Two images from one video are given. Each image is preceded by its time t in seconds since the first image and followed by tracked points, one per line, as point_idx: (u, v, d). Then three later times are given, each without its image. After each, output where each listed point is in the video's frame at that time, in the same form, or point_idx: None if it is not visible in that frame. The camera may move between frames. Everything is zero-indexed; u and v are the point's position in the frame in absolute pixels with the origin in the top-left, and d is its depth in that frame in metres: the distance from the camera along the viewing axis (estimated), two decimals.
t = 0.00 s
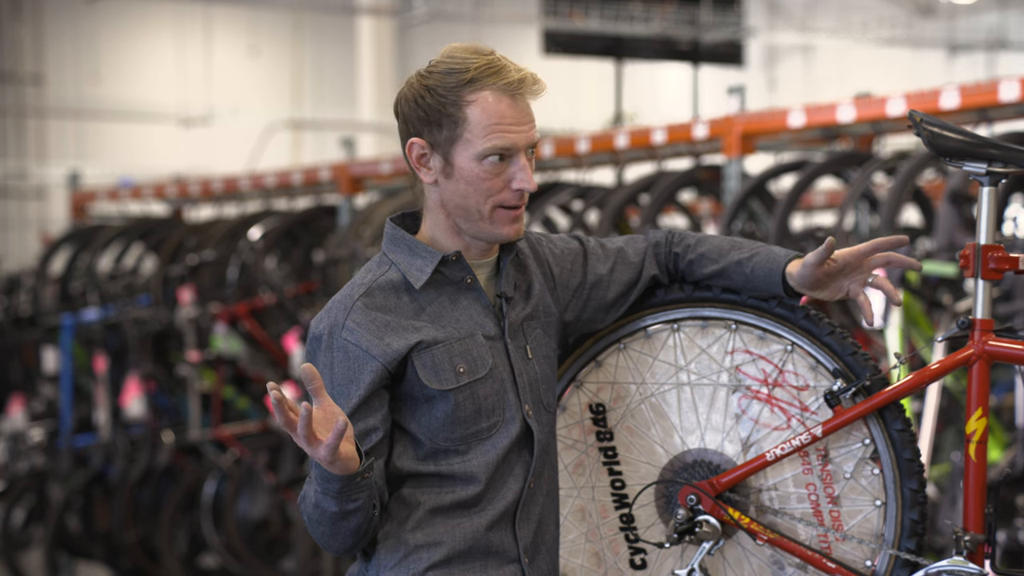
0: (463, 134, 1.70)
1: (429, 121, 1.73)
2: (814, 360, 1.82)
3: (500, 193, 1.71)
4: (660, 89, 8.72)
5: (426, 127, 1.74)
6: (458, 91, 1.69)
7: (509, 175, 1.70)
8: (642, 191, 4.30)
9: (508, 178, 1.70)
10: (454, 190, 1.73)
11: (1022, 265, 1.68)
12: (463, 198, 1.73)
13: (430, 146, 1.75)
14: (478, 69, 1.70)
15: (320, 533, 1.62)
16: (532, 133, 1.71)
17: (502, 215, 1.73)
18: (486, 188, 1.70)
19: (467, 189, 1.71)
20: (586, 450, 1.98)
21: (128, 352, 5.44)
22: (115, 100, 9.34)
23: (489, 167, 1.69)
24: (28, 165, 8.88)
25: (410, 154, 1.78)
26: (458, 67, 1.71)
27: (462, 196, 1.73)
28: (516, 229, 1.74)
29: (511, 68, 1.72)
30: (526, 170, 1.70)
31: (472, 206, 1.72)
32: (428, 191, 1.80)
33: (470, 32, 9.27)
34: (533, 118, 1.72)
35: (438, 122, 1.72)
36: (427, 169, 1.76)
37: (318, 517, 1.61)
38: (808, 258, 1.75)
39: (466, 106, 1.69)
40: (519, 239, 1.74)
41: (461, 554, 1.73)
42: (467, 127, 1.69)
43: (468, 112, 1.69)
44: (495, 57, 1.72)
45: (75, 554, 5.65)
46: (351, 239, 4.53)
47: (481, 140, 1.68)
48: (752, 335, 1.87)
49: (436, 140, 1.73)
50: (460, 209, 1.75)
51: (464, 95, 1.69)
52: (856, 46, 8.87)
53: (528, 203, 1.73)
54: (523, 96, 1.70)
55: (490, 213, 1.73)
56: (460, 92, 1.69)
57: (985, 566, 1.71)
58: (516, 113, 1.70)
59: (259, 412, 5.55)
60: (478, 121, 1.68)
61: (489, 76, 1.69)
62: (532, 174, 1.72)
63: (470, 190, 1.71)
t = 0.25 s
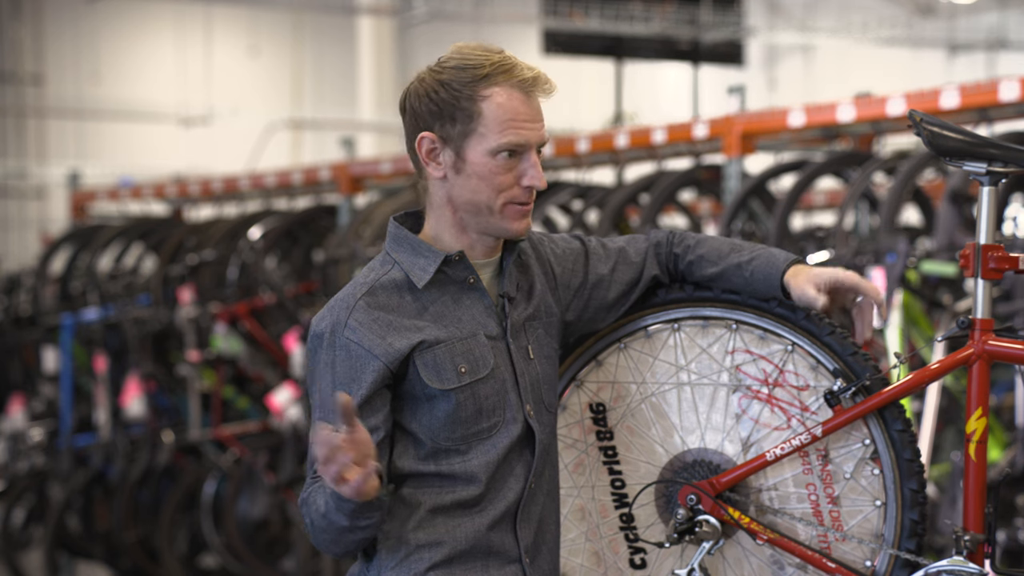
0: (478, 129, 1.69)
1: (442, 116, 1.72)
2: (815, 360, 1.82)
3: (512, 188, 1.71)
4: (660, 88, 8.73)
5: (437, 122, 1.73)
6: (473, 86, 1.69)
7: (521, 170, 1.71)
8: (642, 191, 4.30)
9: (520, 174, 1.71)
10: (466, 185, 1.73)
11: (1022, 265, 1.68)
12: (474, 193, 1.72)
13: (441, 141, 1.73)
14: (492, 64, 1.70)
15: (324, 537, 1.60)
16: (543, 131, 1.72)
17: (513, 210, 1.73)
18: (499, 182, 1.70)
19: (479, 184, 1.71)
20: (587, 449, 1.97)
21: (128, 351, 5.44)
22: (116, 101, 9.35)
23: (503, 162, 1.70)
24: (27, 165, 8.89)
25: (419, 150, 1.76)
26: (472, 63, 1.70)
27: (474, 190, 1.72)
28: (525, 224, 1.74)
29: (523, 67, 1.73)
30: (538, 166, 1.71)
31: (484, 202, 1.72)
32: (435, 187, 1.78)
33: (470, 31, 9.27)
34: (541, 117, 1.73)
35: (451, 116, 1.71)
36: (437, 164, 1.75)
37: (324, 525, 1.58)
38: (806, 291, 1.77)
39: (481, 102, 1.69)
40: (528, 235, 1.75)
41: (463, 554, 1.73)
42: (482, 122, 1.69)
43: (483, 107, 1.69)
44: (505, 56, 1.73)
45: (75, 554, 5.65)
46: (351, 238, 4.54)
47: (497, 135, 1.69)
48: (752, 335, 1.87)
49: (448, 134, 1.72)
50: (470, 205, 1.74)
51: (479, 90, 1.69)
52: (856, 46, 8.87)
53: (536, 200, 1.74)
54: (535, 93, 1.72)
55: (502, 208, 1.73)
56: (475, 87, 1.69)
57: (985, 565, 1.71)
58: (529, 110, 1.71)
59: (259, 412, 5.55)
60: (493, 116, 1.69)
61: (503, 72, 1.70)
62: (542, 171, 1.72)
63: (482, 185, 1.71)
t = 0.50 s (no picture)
0: (446, 130, 1.70)
1: (420, 117, 1.74)
2: (816, 361, 1.82)
3: (478, 191, 1.69)
4: (660, 88, 8.73)
5: (419, 122, 1.76)
6: (443, 86, 1.70)
7: (487, 173, 1.68)
8: (642, 191, 4.30)
9: (485, 177, 1.69)
10: (441, 185, 1.73)
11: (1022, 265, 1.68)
12: (447, 194, 1.73)
13: (420, 141, 1.75)
14: (465, 64, 1.69)
15: (321, 510, 1.52)
16: (514, 132, 1.68)
17: (484, 212, 1.72)
18: (464, 184, 1.69)
19: (449, 185, 1.71)
20: (587, 449, 1.97)
21: (129, 351, 5.44)
22: (116, 101, 9.35)
23: (468, 164, 1.69)
24: (28, 165, 8.90)
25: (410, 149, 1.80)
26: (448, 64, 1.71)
27: (446, 191, 1.72)
28: (496, 226, 1.72)
29: (500, 65, 1.70)
30: (503, 169, 1.68)
31: (454, 203, 1.72)
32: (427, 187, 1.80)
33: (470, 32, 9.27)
34: (519, 117, 1.69)
35: (427, 116, 1.73)
36: (421, 164, 1.77)
37: (338, 497, 1.49)
38: (803, 320, 1.75)
39: (449, 103, 1.69)
40: (501, 238, 1.73)
41: (463, 554, 1.72)
42: (448, 123, 1.69)
43: (450, 108, 1.69)
44: (488, 55, 1.71)
45: (75, 554, 5.65)
46: (351, 239, 4.54)
47: (460, 137, 1.68)
48: (753, 336, 1.87)
49: (424, 135, 1.74)
50: (446, 205, 1.74)
51: (449, 91, 1.69)
52: (856, 46, 8.87)
53: (509, 202, 1.71)
54: (508, 94, 1.69)
55: (472, 210, 1.72)
56: (445, 88, 1.69)
57: (985, 565, 1.71)
58: (498, 110, 1.68)
59: (259, 412, 5.55)
60: (458, 117, 1.68)
61: (475, 72, 1.68)
62: (511, 174, 1.69)
63: (451, 187, 1.71)
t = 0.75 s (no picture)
0: (444, 137, 1.70)
1: (424, 121, 1.75)
2: (815, 361, 1.82)
3: (470, 202, 1.69)
4: (660, 88, 8.73)
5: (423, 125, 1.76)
6: (444, 94, 1.69)
7: (480, 184, 1.68)
8: (642, 191, 4.30)
9: (478, 188, 1.68)
10: (437, 192, 1.74)
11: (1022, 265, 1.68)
12: (443, 201, 1.73)
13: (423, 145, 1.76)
14: (467, 73, 1.68)
15: (313, 506, 1.57)
16: (512, 148, 1.67)
17: (477, 222, 1.72)
18: (457, 194, 1.70)
19: (444, 193, 1.71)
20: (587, 449, 1.97)
21: (129, 351, 5.44)
22: (116, 101, 9.35)
23: (461, 174, 1.68)
24: (28, 165, 8.90)
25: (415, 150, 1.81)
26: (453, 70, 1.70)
27: (441, 199, 1.73)
28: (486, 238, 1.72)
29: (503, 77, 1.68)
30: (494, 182, 1.67)
31: (448, 211, 1.73)
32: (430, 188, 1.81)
33: (470, 32, 9.27)
34: (516, 131, 1.68)
35: (429, 121, 1.73)
36: (423, 167, 1.78)
37: (323, 493, 1.55)
38: (802, 322, 1.74)
39: (449, 111, 1.69)
40: (490, 248, 1.73)
41: (463, 555, 1.72)
42: (447, 131, 1.69)
43: (449, 117, 1.69)
44: (492, 65, 1.69)
45: (75, 554, 5.65)
46: (351, 238, 4.54)
47: (455, 147, 1.68)
48: (753, 335, 1.87)
49: (425, 140, 1.74)
50: (442, 212, 1.75)
51: (449, 99, 1.69)
52: (856, 46, 8.87)
53: (502, 215, 1.71)
54: (507, 106, 1.67)
55: (465, 219, 1.72)
56: (446, 96, 1.69)
57: (985, 565, 1.71)
58: (496, 122, 1.66)
59: (259, 412, 5.55)
60: (456, 126, 1.68)
61: (475, 82, 1.67)
62: (504, 186, 1.68)
63: (446, 195, 1.71)
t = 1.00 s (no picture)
0: (465, 138, 1.69)
1: (432, 125, 1.73)
2: (815, 360, 1.81)
3: (500, 198, 1.69)
4: (660, 88, 8.74)
5: (429, 130, 1.74)
6: (459, 94, 1.69)
7: (510, 179, 1.69)
8: (642, 191, 4.30)
9: (508, 183, 1.69)
10: (456, 193, 1.72)
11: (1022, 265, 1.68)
12: (464, 202, 1.72)
13: (433, 150, 1.74)
14: (478, 71, 1.69)
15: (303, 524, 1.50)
16: (535, 138, 1.70)
17: (504, 219, 1.72)
18: (486, 192, 1.69)
19: (468, 193, 1.71)
20: (587, 448, 1.97)
21: (129, 351, 5.43)
22: (116, 101, 9.35)
23: (490, 171, 1.68)
24: (28, 165, 8.90)
25: (415, 157, 1.78)
26: (461, 71, 1.70)
27: (463, 199, 1.72)
28: (516, 234, 1.72)
29: (515, 71, 1.70)
30: (526, 175, 1.68)
31: (474, 212, 1.72)
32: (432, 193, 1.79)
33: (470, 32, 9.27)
34: (535, 123, 1.70)
35: (440, 124, 1.72)
36: (431, 172, 1.75)
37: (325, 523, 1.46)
38: (802, 327, 1.74)
39: (466, 110, 1.68)
40: (519, 245, 1.73)
41: (461, 554, 1.72)
42: (467, 130, 1.69)
43: (467, 116, 1.68)
44: (497, 61, 1.71)
45: (75, 554, 5.65)
46: (351, 238, 4.55)
47: (481, 145, 1.68)
48: (753, 335, 1.87)
49: (437, 144, 1.73)
50: (462, 214, 1.74)
51: (465, 98, 1.68)
52: (856, 46, 8.86)
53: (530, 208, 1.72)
54: (525, 99, 1.69)
55: (492, 218, 1.72)
56: (461, 95, 1.69)
57: (985, 565, 1.71)
58: (517, 116, 1.68)
59: (259, 412, 5.55)
60: (478, 124, 1.68)
61: (490, 79, 1.68)
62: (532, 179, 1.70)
63: (470, 195, 1.70)
